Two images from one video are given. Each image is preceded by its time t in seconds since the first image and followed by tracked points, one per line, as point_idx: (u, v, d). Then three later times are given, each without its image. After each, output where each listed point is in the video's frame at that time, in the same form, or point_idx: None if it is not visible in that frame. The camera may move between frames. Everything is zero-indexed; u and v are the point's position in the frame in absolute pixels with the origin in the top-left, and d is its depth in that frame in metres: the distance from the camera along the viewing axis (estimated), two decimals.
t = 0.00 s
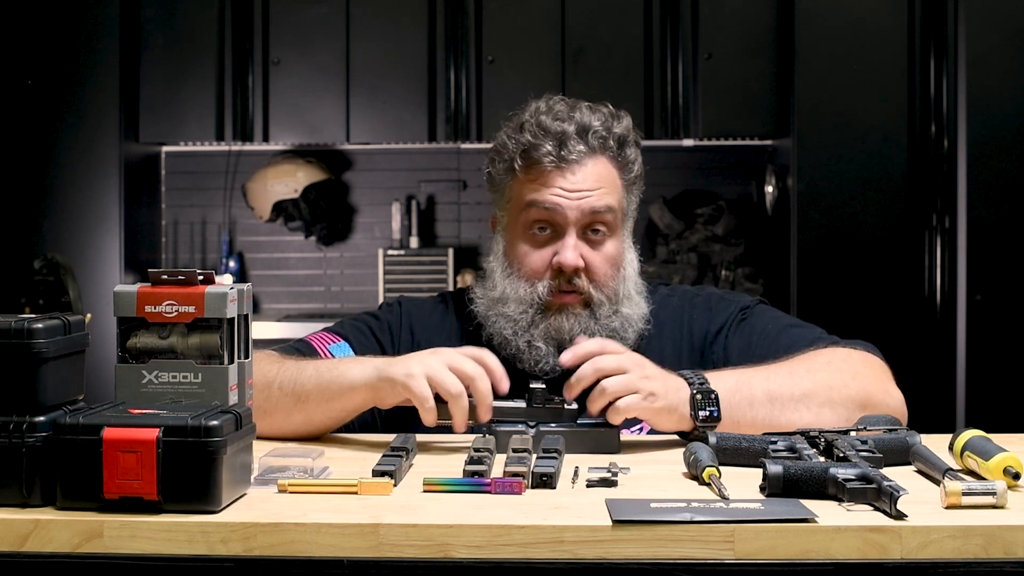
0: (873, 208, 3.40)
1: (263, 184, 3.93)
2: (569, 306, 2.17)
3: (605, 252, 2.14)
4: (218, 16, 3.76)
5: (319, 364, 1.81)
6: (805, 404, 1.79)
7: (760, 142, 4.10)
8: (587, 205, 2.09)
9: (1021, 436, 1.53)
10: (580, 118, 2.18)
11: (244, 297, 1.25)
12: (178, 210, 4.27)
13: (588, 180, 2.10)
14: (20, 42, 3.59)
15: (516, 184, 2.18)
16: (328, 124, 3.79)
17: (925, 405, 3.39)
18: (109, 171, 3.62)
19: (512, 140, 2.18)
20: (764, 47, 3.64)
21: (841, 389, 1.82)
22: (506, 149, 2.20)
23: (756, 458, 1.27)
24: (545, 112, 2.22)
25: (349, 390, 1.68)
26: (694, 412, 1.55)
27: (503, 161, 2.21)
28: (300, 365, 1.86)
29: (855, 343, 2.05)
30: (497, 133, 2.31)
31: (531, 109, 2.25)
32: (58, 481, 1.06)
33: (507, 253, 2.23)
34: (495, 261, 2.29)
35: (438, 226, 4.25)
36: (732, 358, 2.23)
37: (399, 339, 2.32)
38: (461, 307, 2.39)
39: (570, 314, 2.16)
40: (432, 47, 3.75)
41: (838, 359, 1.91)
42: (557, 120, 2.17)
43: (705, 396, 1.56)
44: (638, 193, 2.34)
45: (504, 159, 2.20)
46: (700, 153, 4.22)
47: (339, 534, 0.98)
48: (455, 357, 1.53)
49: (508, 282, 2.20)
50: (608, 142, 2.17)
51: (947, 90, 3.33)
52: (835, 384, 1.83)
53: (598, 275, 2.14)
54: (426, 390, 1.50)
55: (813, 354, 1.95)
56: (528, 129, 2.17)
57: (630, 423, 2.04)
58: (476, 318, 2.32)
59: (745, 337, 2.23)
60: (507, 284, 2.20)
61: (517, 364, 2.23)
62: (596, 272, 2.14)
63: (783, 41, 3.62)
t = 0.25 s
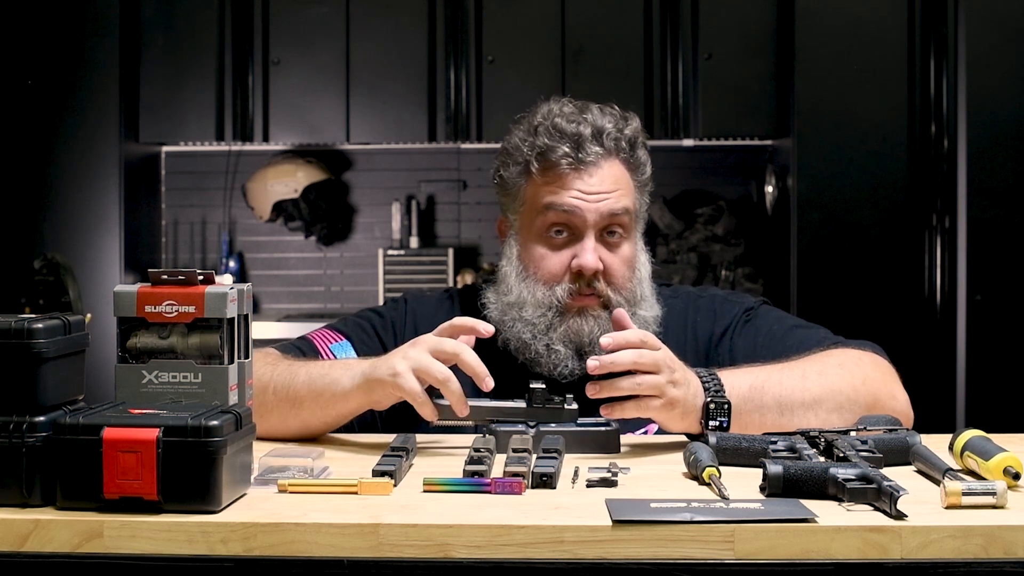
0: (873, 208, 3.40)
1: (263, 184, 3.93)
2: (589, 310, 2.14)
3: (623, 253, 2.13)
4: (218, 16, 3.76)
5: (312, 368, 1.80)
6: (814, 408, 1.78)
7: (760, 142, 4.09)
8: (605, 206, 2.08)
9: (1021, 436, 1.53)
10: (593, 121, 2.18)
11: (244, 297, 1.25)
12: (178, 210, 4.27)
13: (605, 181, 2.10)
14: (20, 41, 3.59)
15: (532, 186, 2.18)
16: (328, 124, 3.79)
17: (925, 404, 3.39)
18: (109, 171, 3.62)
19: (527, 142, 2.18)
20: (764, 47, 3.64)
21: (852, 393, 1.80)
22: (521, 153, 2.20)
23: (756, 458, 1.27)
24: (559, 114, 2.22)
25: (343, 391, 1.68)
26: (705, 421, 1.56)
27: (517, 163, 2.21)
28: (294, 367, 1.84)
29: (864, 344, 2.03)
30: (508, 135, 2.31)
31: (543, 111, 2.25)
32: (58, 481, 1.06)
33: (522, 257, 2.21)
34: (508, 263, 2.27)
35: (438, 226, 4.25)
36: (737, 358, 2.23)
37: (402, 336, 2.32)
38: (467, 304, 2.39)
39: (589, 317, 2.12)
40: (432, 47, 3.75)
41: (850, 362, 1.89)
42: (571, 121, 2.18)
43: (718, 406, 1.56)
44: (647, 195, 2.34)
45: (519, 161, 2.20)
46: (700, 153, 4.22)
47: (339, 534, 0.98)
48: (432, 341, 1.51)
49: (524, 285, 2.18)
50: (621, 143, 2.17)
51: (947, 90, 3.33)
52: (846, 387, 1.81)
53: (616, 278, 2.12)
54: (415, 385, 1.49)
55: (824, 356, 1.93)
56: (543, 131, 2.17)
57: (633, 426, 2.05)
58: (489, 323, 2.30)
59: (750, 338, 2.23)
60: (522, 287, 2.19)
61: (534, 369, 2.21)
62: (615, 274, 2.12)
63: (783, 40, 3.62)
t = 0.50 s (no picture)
0: (873, 208, 3.40)
1: (263, 184, 3.93)
2: (592, 314, 2.14)
3: (627, 257, 2.12)
4: (218, 16, 3.76)
5: (313, 370, 1.80)
6: (815, 409, 1.78)
7: (760, 142, 4.09)
8: (610, 211, 2.08)
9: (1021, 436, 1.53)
10: (598, 124, 2.18)
11: (244, 297, 1.25)
12: (178, 210, 4.27)
13: (609, 185, 2.10)
14: (20, 42, 3.59)
15: (536, 190, 2.17)
16: (328, 124, 3.79)
17: (925, 404, 3.39)
18: (109, 171, 3.62)
19: (531, 146, 2.18)
20: (764, 47, 3.64)
21: (853, 394, 1.80)
22: (526, 156, 2.19)
23: (756, 458, 1.27)
24: (563, 117, 2.21)
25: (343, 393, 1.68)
26: (705, 422, 1.56)
27: (521, 167, 2.20)
28: (298, 369, 1.83)
29: (865, 343, 2.03)
30: (511, 138, 2.30)
31: (547, 113, 2.24)
32: (58, 481, 1.06)
33: (525, 260, 2.21)
34: (511, 266, 2.26)
35: (438, 226, 4.25)
36: (738, 358, 2.23)
37: (403, 335, 2.31)
38: (469, 305, 2.38)
39: (592, 322, 2.13)
40: (432, 47, 3.75)
41: (851, 362, 1.89)
42: (575, 125, 2.17)
43: (718, 407, 1.56)
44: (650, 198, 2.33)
45: (522, 164, 2.19)
46: (700, 153, 4.22)
47: (339, 534, 0.98)
48: (440, 345, 1.52)
49: (526, 288, 2.18)
50: (626, 147, 2.17)
51: (947, 90, 3.33)
52: (847, 388, 1.81)
53: (621, 282, 2.12)
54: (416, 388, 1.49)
55: (826, 356, 1.93)
56: (547, 134, 2.17)
57: (636, 429, 2.06)
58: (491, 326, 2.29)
59: (751, 338, 2.23)
60: (525, 290, 2.18)
61: (536, 372, 2.21)
62: (618, 278, 2.12)
63: (783, 40, 3.62)
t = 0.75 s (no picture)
0: (873, 208, 3.40)
1: (262, 184, 3.93)
2: (581, 309, 2.15)
3: (617, 252, 2.13)
4: (218, 16, 3.76)
5: (312, 369, 1.80)
6: (815, 409, 1.78)
7: (760, 142, 4.09)
8: (598, 205, 2.09)
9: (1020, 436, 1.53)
10: (589, 120, 2.19)
11: (244, 297, 1.25)
12: (178, 210, 4.27)
13: (598, 180, 2.11)
14: (20, 42, 3.59)
15: (526, 185, 2.18)
16: (328, 124, 3.79)
17: (926, 404, 3.39)
18: (109, 172, 3.62)
19: (521, 142, 2.19)
20: (764, 47, 3.64)
21: (853, 394, 1.80)
22: (516, 152, 2.20)
23: (756, 458, 1.27)
24: (554, 113, 2.23)
25: (343, 393, 1.68)
26: (705, 422, 1.56)
27: (512, 162, 2.22)
28: (296, 368, 1.84)
29: (864, 343, 2.03)
30: (504, 135, 2.32)
31: (539, 110, 2.26)
32: (58, 481, 1.06)
33: (517, 256, 2.22)
34: (503, 262, 2.28)
35: (438, 226, 4.25)
36: (738, 359, 2.23)
37: (402, 335, 2.31)
38: (468, 304, 2.38)
39: (581, 317, 2.13)
40: (432, 47, 3.75)
41: (851, 363, 1.89)
42: (566, 121, 2.19)
43: (719, 408, 1.56)
44: (645, 195, 2.34)
45: (513, 160, 2.21)
46: (700, 153, 4.22)
47: (339, 534, 0.98)
48: (443, 345, 1.51)
49: (517, 283, 2.19)
50: (617, 143, 2.18)
51: (947, 90, 3.33)
52: (847, 388, 1.81)
53: (611, 277, 2.13)
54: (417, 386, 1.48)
55: (826, 357, 1.93)
56: (538, 130, 2.18)
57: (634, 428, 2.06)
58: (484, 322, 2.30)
59: (751, 338, 2.23)
60: (515, 285, 2.19)
61: (527, 367, 2.20)
62: (608, 273, 2.13)
63: (783, 41, 3.62)
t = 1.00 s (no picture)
0: (873, 208, 3.40)
1: (263, 184, 3.93)
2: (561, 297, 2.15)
3: (598, 240, 2.14)
4: (218, 16, 3.76)
5: (308, 368, 1.80)
6: (816, 410, 1.78)
7: (760, 142, 4.09)
8: (577, 192, 2.10)
9: (1020, 436, 1.53)
10: (572, 111, 2.21)
11: (244, 297, 1.25)
12: (178, 210, 4.27)
13: (578, 168, 2.12)
14: (20, 42, 3.59)
15: (508, 176, 2.20)
16: (328, 124, 3.79)
17: (926, 405, 3.39)
18: (110, 172, 3.62)
19: (505, 133, 2.21)
20: (764, 47, 3.64)
21: (853, 394, 1.79)
22: (500, 143, 2.23)
23: (756, 458, 1.28)
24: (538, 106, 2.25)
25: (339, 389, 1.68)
26: (707, 422, 1.57)
27: (497, 154, 2.24)
28: (295, 366, 1.85)
29: (863, 344, 2.03)
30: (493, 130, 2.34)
31: (525, 103, 2.28)
32: (58, 481, 1.06)
33: (502, 245, 2.24)
34: (492, 255, 2.29)
35: (438, 226, 4.25)
36: (737, 359, 2.23)
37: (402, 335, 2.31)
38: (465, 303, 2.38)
39: (561, 304, 2.13)
40: (432, 47, 3.75)
41: (851, 363, 1.89)
42: (548, 112, 2.21)
43: (722, 407, 1.56)
44: (635, 188, 2.34)
45: (498, 152, 2.23)
46: (700, 153, 4.22)
47: (339, 534, 0.98)
48: (437, 335, 1.51)
49: (500, 273, 2.21)
50: (600, 133, 2.19)
51: (947, 90, 3.33)
52: (847, 389, 1.81)
53: (591, 263, 2.13)
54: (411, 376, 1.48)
55: (826, 357, 1.93)
56: (520, 121, 2.20)
57: (631, 424, 2.06)
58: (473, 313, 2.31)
59: (750, 338, 2.23)
60: (499, 274, 2.21)
61: (511, 357, 2.18)
62: (588, 260, 2.13)
63: (784, 41, 3.62)
